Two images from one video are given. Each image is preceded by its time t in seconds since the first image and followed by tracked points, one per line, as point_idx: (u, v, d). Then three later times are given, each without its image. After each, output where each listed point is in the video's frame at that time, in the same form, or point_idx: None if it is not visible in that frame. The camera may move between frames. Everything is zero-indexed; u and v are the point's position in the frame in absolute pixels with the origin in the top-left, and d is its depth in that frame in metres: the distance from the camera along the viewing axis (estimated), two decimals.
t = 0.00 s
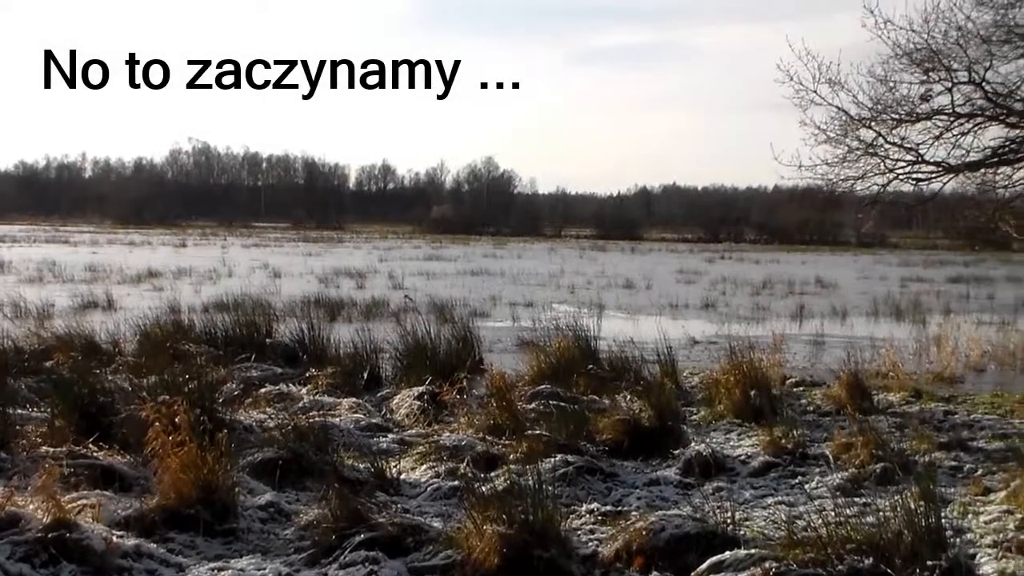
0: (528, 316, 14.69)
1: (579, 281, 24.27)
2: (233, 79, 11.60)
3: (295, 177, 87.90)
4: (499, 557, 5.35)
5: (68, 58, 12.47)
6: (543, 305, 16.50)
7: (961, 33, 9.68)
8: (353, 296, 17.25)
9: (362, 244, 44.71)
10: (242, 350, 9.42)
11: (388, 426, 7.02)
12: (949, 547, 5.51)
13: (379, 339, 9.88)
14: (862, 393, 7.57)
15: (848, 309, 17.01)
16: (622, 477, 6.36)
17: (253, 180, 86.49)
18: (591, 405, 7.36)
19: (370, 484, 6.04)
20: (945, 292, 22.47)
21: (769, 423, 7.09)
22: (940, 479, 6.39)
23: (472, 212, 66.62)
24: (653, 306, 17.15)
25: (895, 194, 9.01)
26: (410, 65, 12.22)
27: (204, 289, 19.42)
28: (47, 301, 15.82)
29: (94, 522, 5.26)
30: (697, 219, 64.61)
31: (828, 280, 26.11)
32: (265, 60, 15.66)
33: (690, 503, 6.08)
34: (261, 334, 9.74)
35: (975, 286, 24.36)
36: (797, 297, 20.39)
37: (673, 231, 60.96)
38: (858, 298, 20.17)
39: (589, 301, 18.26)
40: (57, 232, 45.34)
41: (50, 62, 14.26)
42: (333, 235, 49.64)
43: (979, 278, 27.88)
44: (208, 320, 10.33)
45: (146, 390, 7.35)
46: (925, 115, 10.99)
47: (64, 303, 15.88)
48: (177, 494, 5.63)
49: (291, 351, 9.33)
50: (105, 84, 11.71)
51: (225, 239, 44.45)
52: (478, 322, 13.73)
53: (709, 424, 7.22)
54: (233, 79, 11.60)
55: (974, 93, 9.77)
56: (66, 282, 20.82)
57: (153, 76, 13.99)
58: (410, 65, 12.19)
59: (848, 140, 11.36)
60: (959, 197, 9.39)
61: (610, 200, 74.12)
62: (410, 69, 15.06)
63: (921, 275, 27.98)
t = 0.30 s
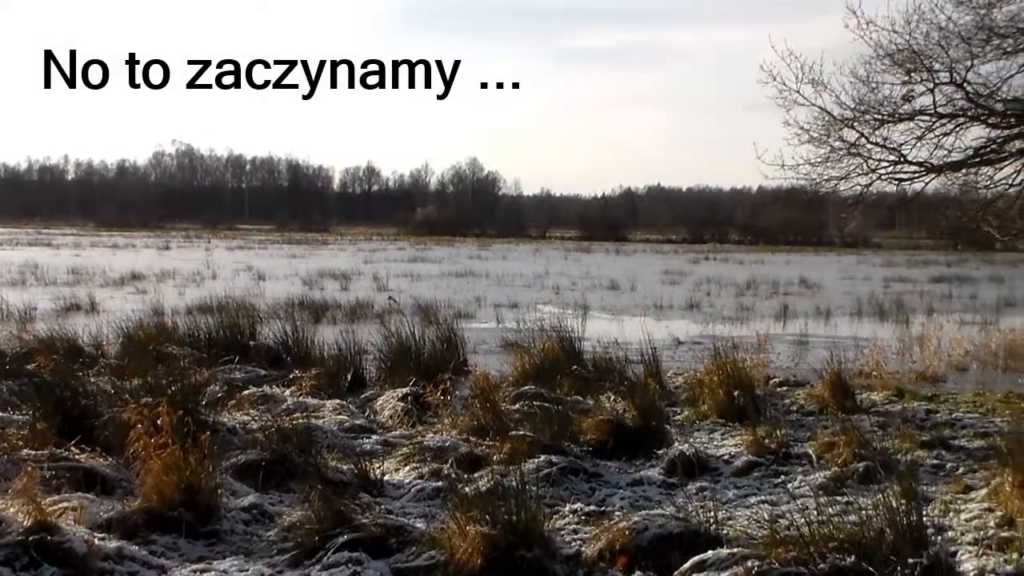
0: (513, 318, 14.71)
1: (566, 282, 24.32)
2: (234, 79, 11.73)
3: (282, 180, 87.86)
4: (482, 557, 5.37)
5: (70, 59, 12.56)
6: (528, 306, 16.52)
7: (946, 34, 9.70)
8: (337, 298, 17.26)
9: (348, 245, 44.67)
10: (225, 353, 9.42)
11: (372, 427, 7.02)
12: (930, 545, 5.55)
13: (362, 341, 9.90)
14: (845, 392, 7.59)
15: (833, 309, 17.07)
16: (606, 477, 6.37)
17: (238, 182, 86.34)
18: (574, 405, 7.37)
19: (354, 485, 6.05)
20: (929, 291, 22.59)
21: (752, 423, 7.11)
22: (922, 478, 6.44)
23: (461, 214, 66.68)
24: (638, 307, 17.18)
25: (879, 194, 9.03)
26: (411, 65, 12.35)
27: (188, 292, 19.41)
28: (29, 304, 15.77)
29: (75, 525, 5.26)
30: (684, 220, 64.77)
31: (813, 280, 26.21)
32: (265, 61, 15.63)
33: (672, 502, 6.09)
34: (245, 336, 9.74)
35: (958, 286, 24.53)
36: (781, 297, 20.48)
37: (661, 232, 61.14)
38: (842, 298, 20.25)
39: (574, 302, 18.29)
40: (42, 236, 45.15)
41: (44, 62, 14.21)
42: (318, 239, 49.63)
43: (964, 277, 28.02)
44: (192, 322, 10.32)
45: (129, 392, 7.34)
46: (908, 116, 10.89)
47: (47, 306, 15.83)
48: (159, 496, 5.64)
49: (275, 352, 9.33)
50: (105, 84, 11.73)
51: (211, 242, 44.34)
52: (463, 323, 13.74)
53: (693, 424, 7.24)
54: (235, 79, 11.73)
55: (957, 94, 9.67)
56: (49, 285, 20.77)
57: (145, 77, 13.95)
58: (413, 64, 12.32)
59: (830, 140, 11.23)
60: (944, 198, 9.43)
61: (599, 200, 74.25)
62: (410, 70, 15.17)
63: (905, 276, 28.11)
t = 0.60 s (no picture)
0: (495, 318, 14.73)
1: (548, 282, 24.36)
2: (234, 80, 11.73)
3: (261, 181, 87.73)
4: (464, 559, 5.38)
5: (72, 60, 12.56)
6: (510, 307, 16.52)
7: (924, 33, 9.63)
8: (319, 299, 17.25)
9: (331, 246, 44.59)
10: (207, 354, 9.41)
11: (354, 428, 7.01)
12: (910, 543, 5.59)
13: (344, 342, 9.89)
14: (826, 392, 7.63)
15: (814, 308, 17.15)
16: (588, 477, 6.38)
17: (218, 183, 86.11)
18: (557, 406, 7.38)
19: (335, 487, 6.04)
20: (909, 290, 22.73)
21: (734, 422, 7.13)
22: (902, 476, 6.48)
23: (444, 214, 66.73)
24: (620, 307, 17.22)
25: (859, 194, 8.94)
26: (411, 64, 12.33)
27: (168, 294, 19.36)
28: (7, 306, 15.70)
29: (53, 529, 5.24)
30: (666, 220, 64.96)
31: (794, 279, 26.34)
32: (266, 60, 15.64)
33: (654, 502, 6.10)
34: (226, 338, 9.73)
35: (937, 285, 24.69)
36: (762, 296, 20.57)
37: (644, 232, 61.32)
38: (823, 297, 20.36)
39: (556, 302, 18.31)
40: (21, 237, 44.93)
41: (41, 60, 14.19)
42: (299, 241, 49.54)
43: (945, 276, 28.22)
44: (173, 324, 10.30)
45: (109, 395, 7.31)
46: (887, 116, 10.77)
47: (26, 308, 15.76)
48: (139, 499, 5.62)
49: (256, 354, 9.33)
50: (105, 84, 11.68)
51: (192, 243, 44.18)
52: (445, 324, 13.75)
53: (674, 424, 7.26)
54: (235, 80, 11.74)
55: (936, 92, 9.53)
56: (27, 287, 20.67)
57: (142, 75, 13.89)
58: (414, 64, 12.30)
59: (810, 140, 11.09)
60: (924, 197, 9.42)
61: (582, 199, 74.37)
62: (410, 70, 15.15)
63: (885, 275, 28.26)
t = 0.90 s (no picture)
0: (472, 322, 14.74)
1: (527, 286, 24.40)
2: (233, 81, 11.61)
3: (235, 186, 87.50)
4: (440, 563, 5.37)
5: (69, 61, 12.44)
6: (487, 311, 16.51)
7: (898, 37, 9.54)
8: (295, 304, 17.22)
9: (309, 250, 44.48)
10: (182, 359, 9.40)
11: (330, 433, 7.01)
12: (884, 544, 5.63)
13: (321, 346, 9.88)
14: (802, 394, 7.66)
15: (790, 311, 17.24)
16: (564, 481, 6.39)
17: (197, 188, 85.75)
18: (534, 410, 7.38)
19: (311, 492, 6.03)
20: (886, 292, 22.88)
21: (710, 426, 7.15)
22: (877, 478, 6.52)
23: (423, 219, 66.75)
24: (597, 311, 17.23)
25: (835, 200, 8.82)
26: (410, 62, 12.20)
27: (143, 299, 19.25)
28: None
29: (25, 536, 5.21)
30: (643, 223, 65.17)
31: (771, 282, 26.44)
32: (266, 61, 15.53)
33: (631, 506, 6.11)
34: (202, 342, 9.71)
35: (913, 286, 24.85)
36: (739, 299, 20.66)
37: (622, 235, 61.49)
38: (799, 300, 20.48)
39: (534, 306, 18.32)
40: None
41: (41, 60, 14.14)
42: (276, 245, 49.30)
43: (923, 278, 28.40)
44: (148, 330, 10.27)
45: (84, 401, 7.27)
46: (861, 119, 10.66)
47: None
48: (113, 506, 5.60)
49: (232, 359, 9.32)
50: (105, 84, 11.46)
51: (168, 248, 43.91)
52: (422, 328, 13.75)
53: (651, 427, 7.28)
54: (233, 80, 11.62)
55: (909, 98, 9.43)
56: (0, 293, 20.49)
57: (141, 75, 13.73)
58: (412, 62, 12.15)
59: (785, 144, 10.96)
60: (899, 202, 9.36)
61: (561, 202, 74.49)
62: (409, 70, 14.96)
63: (861, 277, 28.42)
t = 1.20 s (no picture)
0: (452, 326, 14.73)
1: (507, 290, 24.41)
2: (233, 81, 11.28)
3: (213, 191, 87.17)
4: (420, 567, 5.37)
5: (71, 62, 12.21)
6: (466, 314, 16.50)
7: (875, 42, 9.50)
8: (273, 309, 17.14)
9: (286, 255, 44.32)
10: (160, 363, 9.36)
11: (309, 437, 6.98)
12: (863, 546, 5.66)
13: (300, 350, 9.86)
14: (781, 397, 7.67)
15: (769, 314, 17.31)
16: (544, 484, 6.39)
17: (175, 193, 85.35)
18: (513, 413, 7.37)
19: (290, 496, 6.01)
20: (864, 295, 23.03)
21: (690, 429, 7.17)
22: (855, 480, 6.56)
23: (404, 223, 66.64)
24: (577, 314, 17.23)
25: (813, 204, 8.75)
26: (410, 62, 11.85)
27: (119, 303, 19.11)
28: None
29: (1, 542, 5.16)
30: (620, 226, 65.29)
31: (750, 285, 26.53)
32: (266, 61, 15.30)
33: (610, 509, 6.11)
34: (180, 346, 9.68)
35: (891, 289, 25.01)
36: (717, 302, 20.72)
37: (602, 239, 61.59)
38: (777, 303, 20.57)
39: (514, 309, 18.31)
40: None
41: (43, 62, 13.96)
42: (253, 250, 49.03)
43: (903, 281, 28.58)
44: (125, 334, 10.22)
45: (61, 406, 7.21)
46: (840, 123, 10.59)
47: None
48: (90, 510, 5.55)
49: (211, 362, 9.31)
50: (104, 85, 11.09)
51: (144, 252, 43.63)
52: (401, 332, 13.73)
53: (630, 430, 7.29)
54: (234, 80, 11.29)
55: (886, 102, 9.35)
56: None
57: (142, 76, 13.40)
58: (412, 62, 11.83)
59: (765, 148, 10.88)
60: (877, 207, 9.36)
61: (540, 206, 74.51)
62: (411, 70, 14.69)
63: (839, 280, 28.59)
